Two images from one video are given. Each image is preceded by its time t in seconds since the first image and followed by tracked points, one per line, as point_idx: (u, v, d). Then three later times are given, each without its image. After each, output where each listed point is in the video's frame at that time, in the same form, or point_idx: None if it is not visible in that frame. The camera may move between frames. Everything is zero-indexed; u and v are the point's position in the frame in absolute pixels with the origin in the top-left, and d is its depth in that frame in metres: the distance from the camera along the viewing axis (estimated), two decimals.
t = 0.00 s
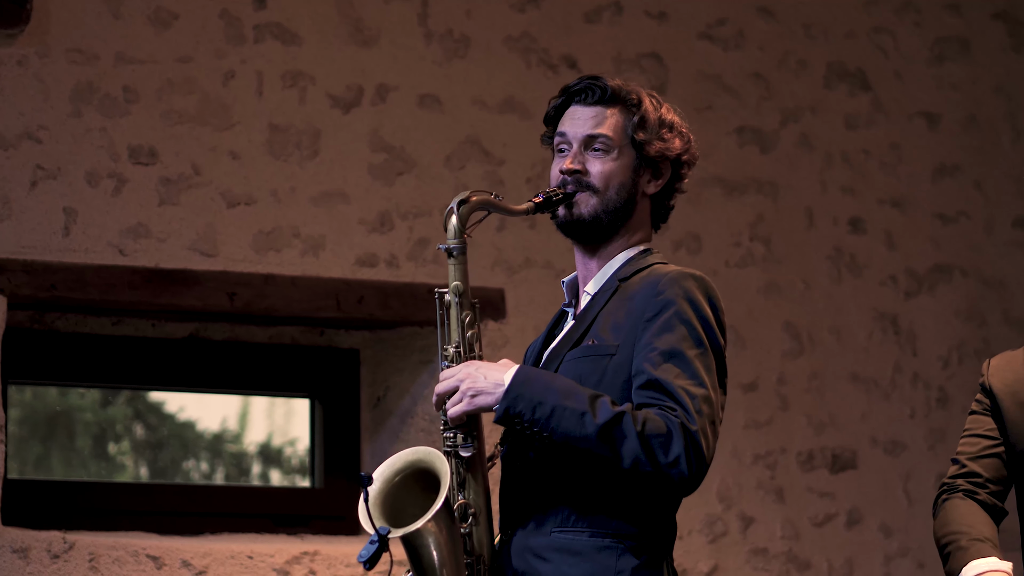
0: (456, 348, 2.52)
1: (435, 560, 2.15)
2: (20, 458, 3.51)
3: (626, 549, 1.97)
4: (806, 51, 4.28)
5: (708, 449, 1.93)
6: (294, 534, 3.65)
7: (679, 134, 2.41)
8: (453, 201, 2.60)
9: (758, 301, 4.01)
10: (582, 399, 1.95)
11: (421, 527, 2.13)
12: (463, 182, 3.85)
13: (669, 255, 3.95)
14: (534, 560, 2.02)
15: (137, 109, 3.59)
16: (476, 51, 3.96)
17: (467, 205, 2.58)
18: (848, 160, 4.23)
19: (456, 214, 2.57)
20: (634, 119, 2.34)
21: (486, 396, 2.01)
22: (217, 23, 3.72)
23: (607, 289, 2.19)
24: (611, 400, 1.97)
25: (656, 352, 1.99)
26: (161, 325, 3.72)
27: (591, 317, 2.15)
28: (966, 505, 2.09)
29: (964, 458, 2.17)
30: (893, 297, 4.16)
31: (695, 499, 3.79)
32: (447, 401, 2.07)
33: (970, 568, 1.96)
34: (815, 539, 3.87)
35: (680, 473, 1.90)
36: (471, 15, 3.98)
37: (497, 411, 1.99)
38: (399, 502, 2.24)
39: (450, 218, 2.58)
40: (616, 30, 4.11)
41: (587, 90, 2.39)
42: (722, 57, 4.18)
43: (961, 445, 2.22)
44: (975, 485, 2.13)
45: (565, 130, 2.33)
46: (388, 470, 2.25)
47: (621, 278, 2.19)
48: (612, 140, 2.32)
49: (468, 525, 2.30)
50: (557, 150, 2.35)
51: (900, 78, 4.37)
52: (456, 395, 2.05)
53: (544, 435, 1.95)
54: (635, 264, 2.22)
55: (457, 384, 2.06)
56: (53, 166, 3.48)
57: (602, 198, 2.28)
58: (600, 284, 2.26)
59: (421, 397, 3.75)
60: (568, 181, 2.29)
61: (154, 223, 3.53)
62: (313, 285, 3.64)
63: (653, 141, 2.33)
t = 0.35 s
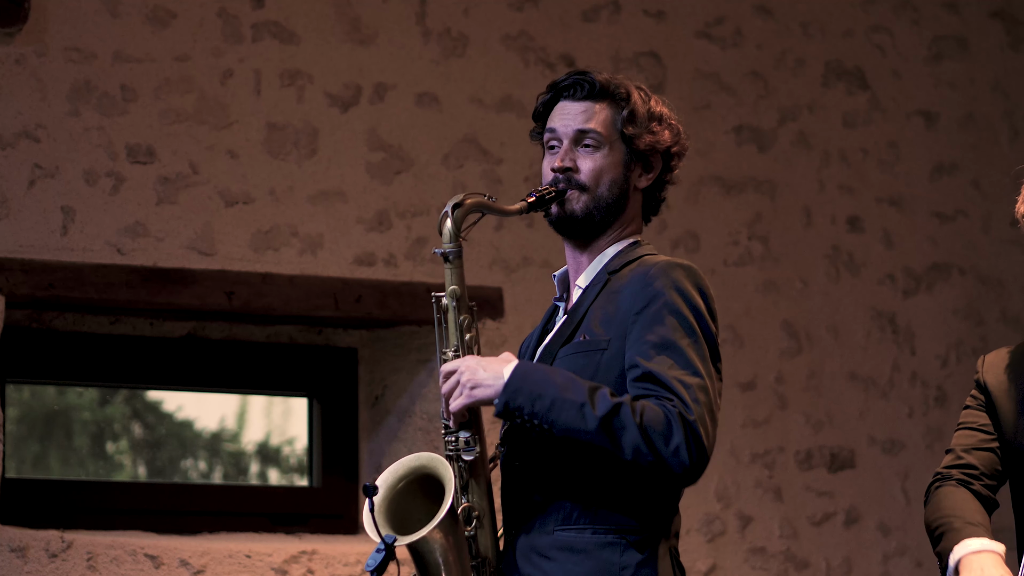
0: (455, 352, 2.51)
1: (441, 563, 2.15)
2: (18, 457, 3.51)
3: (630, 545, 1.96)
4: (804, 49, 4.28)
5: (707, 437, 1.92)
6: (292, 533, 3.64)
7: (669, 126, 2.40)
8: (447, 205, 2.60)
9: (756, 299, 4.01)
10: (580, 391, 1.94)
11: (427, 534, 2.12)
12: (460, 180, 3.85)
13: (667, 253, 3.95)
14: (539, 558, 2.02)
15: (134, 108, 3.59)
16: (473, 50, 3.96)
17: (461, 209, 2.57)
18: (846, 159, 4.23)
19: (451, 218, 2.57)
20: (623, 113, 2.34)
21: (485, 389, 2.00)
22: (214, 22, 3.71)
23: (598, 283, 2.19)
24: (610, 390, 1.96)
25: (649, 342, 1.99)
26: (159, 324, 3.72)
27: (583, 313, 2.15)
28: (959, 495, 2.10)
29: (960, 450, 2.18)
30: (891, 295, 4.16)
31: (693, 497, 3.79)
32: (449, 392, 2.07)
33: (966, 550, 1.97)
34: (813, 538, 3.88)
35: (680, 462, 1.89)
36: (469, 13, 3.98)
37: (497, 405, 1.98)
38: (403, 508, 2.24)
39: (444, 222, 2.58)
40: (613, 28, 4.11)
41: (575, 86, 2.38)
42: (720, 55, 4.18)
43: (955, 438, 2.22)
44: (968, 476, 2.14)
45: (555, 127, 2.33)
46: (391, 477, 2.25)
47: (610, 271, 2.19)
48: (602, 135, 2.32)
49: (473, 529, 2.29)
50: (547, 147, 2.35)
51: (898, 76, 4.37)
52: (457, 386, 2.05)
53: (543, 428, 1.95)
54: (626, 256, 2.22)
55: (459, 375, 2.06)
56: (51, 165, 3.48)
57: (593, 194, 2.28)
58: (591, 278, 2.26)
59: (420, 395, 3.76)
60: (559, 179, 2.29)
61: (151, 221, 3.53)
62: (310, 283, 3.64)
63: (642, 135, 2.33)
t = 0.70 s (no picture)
0: (455, 357, 2.50)
1: (441, 566, 2.15)
2: (16, 456, 3.51)
3: (634, 550, 1.97)
4: (803, 48, 4.27)
5: (711, 446, 1.93)
6: (290, 532, 3.64)
7: (666, 128, 2.40)
8: (445, 210, 2.58)
9: (754, 298, 4.00)
10: (584, 406, 1.94)
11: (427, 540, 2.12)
12: (458, 179, 3.85)
13: (666, 252, 3.95)
14: (541, 562, 2.02)
15: (132, 107, 3.59)
16: (472, 48, 3.95)
17: (460, 214, 2.56)
18: (845, 159, 4.23)
19: (450, 223, 2.56)
20: (620, 116, 2.33)
21: (489, 407, 2.00)
22: (212, 21, 3.71)
23: (600, 287, 2.19)
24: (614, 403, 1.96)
25: (654, 351, 1.99)
26: (157, 322, 3.71)
27: (586, 317, 2.14)
28: (953, 494, 2.16)
29: (955, 451, 2.24)
30: (890, 295, 4.16)
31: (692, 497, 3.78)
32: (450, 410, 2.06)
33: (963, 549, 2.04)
34: (812, 537, 3.87)
35: (685, 474, 1.90)
36: (467, 12, 3.97)
37: (502, 421, 1.98)
38: (405, 513, 2.23)
39: (443, 227, 2.57)
40: (612, 27, 4.11)
41: (572, 89, 2.38)
42: (719, 55, 4.18)
43: (952, 438, 2.29)
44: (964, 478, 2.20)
45: (552, 130, 2.33)
46: (392, 481, 2.24)
47: (614, 276, 2.19)
48: (600, 139, 2.31)
49: (473, 534, 2.30)
50: (545, 150, 2.34)
51: (897, 76, 4.36)
52: (459, 405, 2.05)
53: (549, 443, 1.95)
54: (627, 260, 2.22)
55: (459, 394, 2.06)
56: (49, 164, 3.48)
57: (591, 198, 2.27)
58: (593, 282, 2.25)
59: (417, 395, 3.77)
60: (556, 183, 2.28)
61: (150, 220, 3.53)
62: (309, 282, 3.64)
63: (640, 138, 2.32)
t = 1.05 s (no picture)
0: (457, 349, 2.50)
1: (441, 559, 2.15)
2: (15, 455, 3.51)
3: (628, 544, 1.96)
4: (801, 47, 4.27)
5: (707, 438, 1.93)
6: (288, 531, 3.64)
7: (671, 128, 2.39)
8: (454, 201, 2.58)
9: (753, 297, 4.00)
10: (582, 390, 1.94)
11: (429, 531, 2.12)
12: (457, 178, 3.85)
13: (664, 252, 3.94)
14: (535, 557, 2.01)
15: (131, 106, 3.59)
16: (470, 47, 3.95)
17: (468, 206, 2.56)
18: (844, 157, 4.23)
19: (457, 215, 2.56)
20: (625, 115, 2.33)
21: (485, 391, 2.00)
22: (211, 20, 3.71)
23: (599, 283, 2.19)
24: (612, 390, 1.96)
25: (653, 344, 1.99)
26: (155, 322, 3.72)
27: (585, 312, 2.15)
28: (947, 498, 2.21)
29: (950, 452, 2.28)
30: (888, 294, 4.16)
31: (690, 496, 3.78)
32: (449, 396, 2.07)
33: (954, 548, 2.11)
34: (810, 536, 3.87)
35: (680, 463, 1.89)
36: (466, 11, 3.97)
37: (497, 404, 1.97)
38: (404, 502, 2.22)
39: (450, 218, 2.56)
40: (611, 26, 4.10)
41: (578, 87, 2.37)
42: (718, 54, 4.17)
43: (948, 436, 2.33)
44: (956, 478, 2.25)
45: (558, 127, 2.32)
46: (393, 470, 2.23)
47: (613, 271, 2.19)
48: (605, 137, 2.31)
49: (471, 526, 2.28)
50: (549, 146, 2.34)
51: (895, 75, 4.36)
52: (457, 391, 2.05)
53: (545, 427, 1.94)
54: (625, 257, 2.22)
55: (458, 380, 2.06)
56: (47, 163, 3.48)
57: (595, 195, 2.27)
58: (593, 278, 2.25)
59: (416, 394, 3.76)
60: (561, 179, 2.28)
61: (148, 219, 3.53)
62: (307, 282, 3.64)
63: (644, 137, 2.32)
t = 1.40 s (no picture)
0: (450, 344, 2.45)
1: (430, 554, 2.14)
2: (13, 454, 3.52)
3: (628, 547, 1.96)
4: (799, 46, 4.27)
5: (709, 452, 1.93)
6: (286, 531, 3.63)
7: (672, 123, 2.39)
8: (449, 196, 2.57)
9: (751, 296, 4.00)
10: (585, 406, 1.94)
11: (416, 522, 2.11)
12: (455, 177, 3.84)
13: (662, 251, 3.94)
14: (533, 556, 2.01)
15: (129, 104, 3.58)
16: (468, 46, 3.95)
17: (464, 200, 2.54)
18: (842, 156, 4.23)
19: (453, 209, 2.54)
20: (626, 110, 2.33)
21: (493, 400, 1.99)
22: (209, 18, 3.71)
23: (602, 283, 2.19)
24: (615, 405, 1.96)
25: (660, 351, 1.98)
26: (154, 321, 3.72)
27: (588, 312, 2.14)
28: (938, 500, 2.25)
29: (942, 453, 2.32)
30: (886, 293, 4.16)
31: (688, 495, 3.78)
32: (449, 397, 2.03)
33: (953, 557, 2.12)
34: (808, 535, 3.87)
35: (682, 479, 1.89)
36: (464, 10, 3.97)
37: (501, 416, 1.97)
38: (394, 496, 2.22)
39: (445, 213, 2.55)
40: (609, 25, 4.10)
41: (579, 82, 2.37)
42: (716, 52, 4.17)
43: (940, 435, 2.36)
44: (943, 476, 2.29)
45: (559, 123, 2.32)
46: (382, 465, 2.23)
47: (615, 272, 2.19)
48: (605, 133, 2.30)
49: (462, 520, 2.28)
50: (550, 143, 2.34)
51: (893, 73, 4.36)
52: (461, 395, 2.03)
53: (548, 442, 1.94)
54: (628, 258, 2.22)
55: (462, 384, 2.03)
56: (45, 162, 3.48)
57: (596, 191, 2.26)
58: (593, 277, 2.25)
59: (415, 391, 3.75)
60: (563, 175, 2.27)
61: (146, 218, 3.53)
62: (305, 280, 3.63)
63: (645, 132, 2.32)
